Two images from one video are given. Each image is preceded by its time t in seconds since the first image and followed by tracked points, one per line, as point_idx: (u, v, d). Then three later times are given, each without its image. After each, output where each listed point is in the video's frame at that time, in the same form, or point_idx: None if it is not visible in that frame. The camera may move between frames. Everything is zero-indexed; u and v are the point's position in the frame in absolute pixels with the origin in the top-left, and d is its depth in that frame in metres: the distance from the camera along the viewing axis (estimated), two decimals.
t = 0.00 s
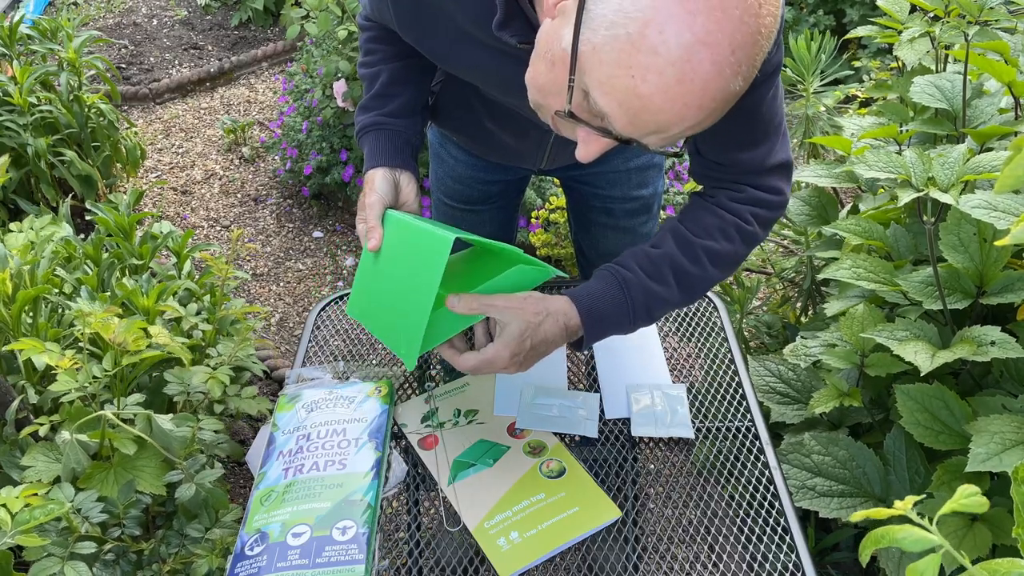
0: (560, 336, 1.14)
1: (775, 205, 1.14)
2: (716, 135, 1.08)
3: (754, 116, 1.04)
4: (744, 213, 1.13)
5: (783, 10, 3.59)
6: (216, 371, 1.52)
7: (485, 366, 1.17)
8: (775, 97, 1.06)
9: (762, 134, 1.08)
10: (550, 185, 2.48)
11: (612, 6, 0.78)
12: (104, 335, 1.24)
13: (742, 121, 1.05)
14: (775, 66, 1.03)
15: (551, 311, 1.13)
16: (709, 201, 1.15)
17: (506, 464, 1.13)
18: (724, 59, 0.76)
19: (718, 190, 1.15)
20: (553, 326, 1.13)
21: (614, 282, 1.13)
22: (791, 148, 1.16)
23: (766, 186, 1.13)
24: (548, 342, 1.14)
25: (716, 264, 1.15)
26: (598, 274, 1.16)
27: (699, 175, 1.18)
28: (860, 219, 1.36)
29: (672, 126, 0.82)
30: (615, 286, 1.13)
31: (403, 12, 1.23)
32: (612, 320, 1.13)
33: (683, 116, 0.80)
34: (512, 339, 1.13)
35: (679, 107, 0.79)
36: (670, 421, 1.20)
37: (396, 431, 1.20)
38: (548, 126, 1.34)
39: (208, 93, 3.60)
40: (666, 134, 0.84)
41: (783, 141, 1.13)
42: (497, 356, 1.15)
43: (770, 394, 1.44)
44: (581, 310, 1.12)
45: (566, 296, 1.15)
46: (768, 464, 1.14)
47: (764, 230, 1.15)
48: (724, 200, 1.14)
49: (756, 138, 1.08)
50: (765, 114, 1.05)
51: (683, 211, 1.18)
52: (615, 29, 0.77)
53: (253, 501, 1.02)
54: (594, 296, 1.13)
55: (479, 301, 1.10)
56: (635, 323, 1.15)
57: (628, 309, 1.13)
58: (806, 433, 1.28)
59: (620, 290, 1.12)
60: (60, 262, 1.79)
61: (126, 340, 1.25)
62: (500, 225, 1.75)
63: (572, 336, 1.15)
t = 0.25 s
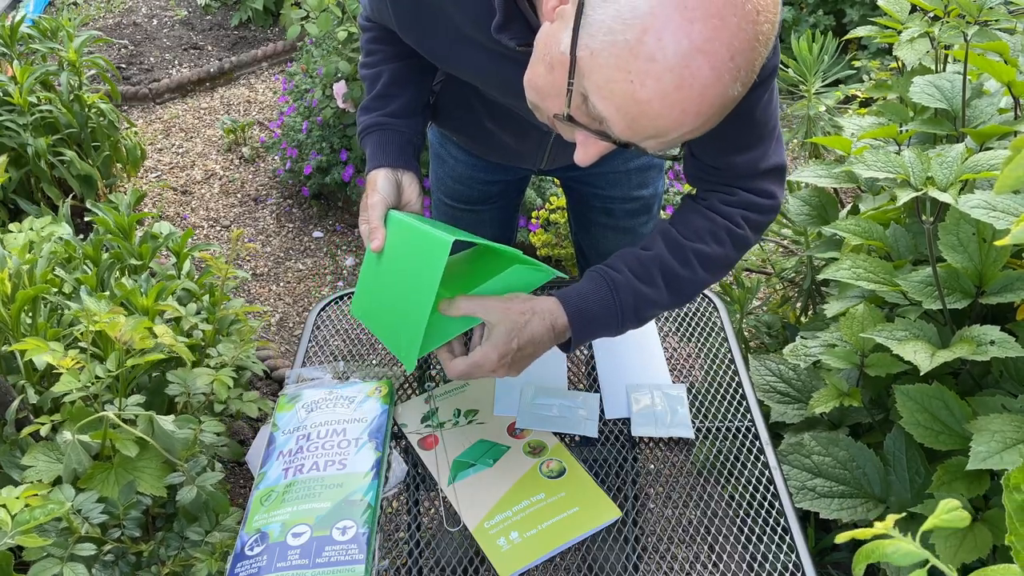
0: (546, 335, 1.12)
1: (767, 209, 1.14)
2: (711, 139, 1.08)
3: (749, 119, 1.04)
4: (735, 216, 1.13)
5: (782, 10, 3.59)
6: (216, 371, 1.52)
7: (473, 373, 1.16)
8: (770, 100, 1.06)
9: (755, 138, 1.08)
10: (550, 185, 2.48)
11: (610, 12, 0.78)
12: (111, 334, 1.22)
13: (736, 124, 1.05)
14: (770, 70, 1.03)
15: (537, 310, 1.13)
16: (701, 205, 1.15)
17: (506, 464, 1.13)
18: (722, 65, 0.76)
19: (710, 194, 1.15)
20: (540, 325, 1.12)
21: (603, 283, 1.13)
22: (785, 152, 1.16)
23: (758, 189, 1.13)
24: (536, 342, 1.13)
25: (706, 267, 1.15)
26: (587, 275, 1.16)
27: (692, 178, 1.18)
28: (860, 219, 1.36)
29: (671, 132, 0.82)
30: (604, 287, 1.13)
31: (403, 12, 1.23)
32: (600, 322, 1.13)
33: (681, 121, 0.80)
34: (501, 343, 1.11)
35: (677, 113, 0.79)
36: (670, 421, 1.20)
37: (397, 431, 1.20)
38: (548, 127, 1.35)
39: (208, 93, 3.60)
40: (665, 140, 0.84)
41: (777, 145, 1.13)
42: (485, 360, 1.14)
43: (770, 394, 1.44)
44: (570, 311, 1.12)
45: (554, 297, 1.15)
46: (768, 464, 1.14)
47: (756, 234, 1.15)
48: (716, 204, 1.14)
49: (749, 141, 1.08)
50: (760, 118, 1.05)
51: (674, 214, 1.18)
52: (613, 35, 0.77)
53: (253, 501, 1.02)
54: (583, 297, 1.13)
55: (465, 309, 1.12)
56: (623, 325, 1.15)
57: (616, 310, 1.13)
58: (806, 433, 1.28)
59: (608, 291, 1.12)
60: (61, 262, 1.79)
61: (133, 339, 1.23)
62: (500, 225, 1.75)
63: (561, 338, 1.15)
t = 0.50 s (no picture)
0: (538, 340, 1.13)
1: (760, 213, 1.14)
2: (705, 141, 1.07)
3: (744, 121, 1.04)
4: (727, 220, 1.13)
5: (782, 10, 3.59)
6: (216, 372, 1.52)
7: (466, 382, 1.14)
8: (766, 104, 1.06)
9: (749, 141, 1.08)
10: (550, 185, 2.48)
11: (607, 10, 0.78)
12: (110, 334, 1.21)
13: (731, 126, 1.05)
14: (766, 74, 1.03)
15: (528, 315, 1.13)
16: (693, 208, 1.15)
17: (506, 463, 1.13)
18: (718, 65, 0.76)
19: (703, 198, 1.15)
20: (531, 330, 1.12)
21: (592, 286, 1.13)
22: (780, 155, 1.15)
23: (751, 194, 1.13)
24: (527, 347, 1.13)
25: (696, 271, 1.15)
26: (578, 278, 1.17)
27: (685, 181, 1.18)
28: (860, 218, 1.36)
29: (666, 131, 0.82)
30: (593, 290, 1.13)
31: (403, 13, 1.23)
32: (589, 324, 1.13)
33: (676, 121, 0.80)
34: (495, 348, 1.11)
35: (672, 113, 0.79)
36: (670, 421, 1.20)
37: (396, 431, 1.20)
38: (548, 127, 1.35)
39: (208, 92, 3.60)
40: (660, 139, 0.84)
41: (771, 149, 1.13)
42: (480, 367, 1.12)
43: (770, 394, 1.44)
44: (559, 314, 1.12)
45: (544, 300, 1.15)
46: (768, 464, 1.14)
47: (748, 238, 1.15)
48: (708, 207, 1.14)
49: (743, 145, 1.08)
50: (755, 120, 1.05)
51: (667, 217, 1.19)
52: (610, 33, 0.77)
53: (253, 501, 1.02)
54: (573, 300, 1.13)
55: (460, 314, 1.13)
56: (613, 328, 1.15)
57: (605, 313, 1.13)
58: (806, 433, 1.28)
59: (597, 294, 1.13)
60: (61, 262, 1.79)
61: (132, 339, 1.22)
62: (500, 225, 1.75)
63: (550, 340, 1.15)
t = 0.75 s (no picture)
0: (534, 336, 1.12)
1: (757, 212, 1.14)
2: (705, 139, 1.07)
3: (743, 120, 1.04)
4: (725, 219, 1.13)
5: (782, 10, 3.59)
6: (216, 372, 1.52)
7: (464, 379, 1.14)
8: (765, 103, 1.06)
9: (747, 140, 1.08)
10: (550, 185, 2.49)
11: (605, 7, 0.78)
12: (112, 333, 1.21)
13: (731, 125, 1.05)
14: (766, 73, 1.03)
15: (522, 311, 1.13)
16: (691, 206, 1.15)
17: (506, 463, 1.13)
18: (716, 61, 0.76)
19: (701, 196, 1.15)
20: (526, 325, 1.12)
21: (589, 282, 1.13)
22: (778, 155, 1.16)
23: (749, 192, 1.13)
24: (523, 343, 1.12)
25: (693, 269, 1.15)
26: (575, 274, 1.16)
27: (684, 179, 1.18)
28: (860, 219, 1.36)
29: (665, 128, 0.82)
30: (590, 287, 1.13)
31: (403, 12, 1.23)
32: (586, 321, 1.13)
33: (676, 118, 0.80)
34: (490, 344, 1.10)
35: (671, 110, 0.79)
36: (670, 421, 1.20)
37: (396, 431, 1.20)
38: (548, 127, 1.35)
39: (208, 93, 3.60)
40: (661, 136, 0.84)
41: (769, 149, 1.13)
42: (476, 364, 1.12)
43: (770, 394, 1.44)
44: (556, 311, 1.12)
45: (540, 296, 1.15)
46: (768, 463, 1.14)
47: (745, 237, 1.15)
48: (706, 206, 1.14)
49: (741, 144, 1.08)
50: (754, 119, 1.05)
51: (665, 214, 1.18)
52: (608, 30, 0.78)
53: (253, 501, 1.02)
54: (570, 295, 1.13)
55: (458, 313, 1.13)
56: (609, 324, 1.15)
57: (602, 310, 1.13)
58: (806, 432, 1.28)
59: (594, 291, 1.13)
60: (61, 262, 1.79)
61: (136, 339, 1.23)
62: (500, 225, 1.75)
63: (547, 337, 1.15)
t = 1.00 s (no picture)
0: (544, 332, 1.11)
1: (761, 208, 1.14)
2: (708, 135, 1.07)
3: (743, 119, 1.05)
4: (729, 215, 1.13)
5: (782, 9, 3.59)
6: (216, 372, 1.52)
7: (473, 373, 1.13)
8: (766, 100, 1.06)
9: (750, 137, 1.08)
10: (550, 185, 2.49)
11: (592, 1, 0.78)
12: (112, 333, 1.21)
13: (731, 122, 1.05)
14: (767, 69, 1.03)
15: (534, 307, 1.11)
16: (696, 203, 1.15)
17: (506, 463, 1.13)
18: (702, 54, 0.76)
19: (704, 192, 1.15)
20: (537, 321, 1.10)
21: (597, 279, 1.12)
22: (778, 152, 1.16)
23: (752, 188, 1.13)
24: (534, 339, 1.11)
25: (699, 265, 1.14)
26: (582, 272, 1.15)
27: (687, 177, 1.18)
28: (860, 218, 1.36)
29: (653, 122, 0.82)
30: (598, 284, 1.12)
31: (402, 11, 1.23)
32: (594, 318, 1.12)
33: (663, 111, 0.80)
34: (501, 338, 1.09)
35: (658, 103, 0.78)
36: (670, 421, 1.20)
37: (396, 431, 1.20)
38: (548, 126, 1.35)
39: (208, 93, 3.60)
40: (649, 131, 0.84)
41: (771, 145, 1.13)
42: (486, 358, 1.11)
43: (770, 394, 1.44)
44: (564, 308, 1.11)
45: (550, 293, 1.13)
46: (768, 463, 1.14)
47: (749, 232, 1.15)
48: (710, 202, 1.14)
49: (744, 140, 1.08)
50: (754, 118, 1.05)
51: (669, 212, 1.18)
52: (595, 23, 0.78)
53: (253, 501, 1.02)
54: (577, 292, 1.12)
55: (464, 307, 1.11)
56: (617, 322, 1.14)
57: (610, 307, 1.12)
58: (805, 432, 1.28)
59: (602, 288, 1.11)
60: (61, 262, 1.78)
61: (135, 339, 1.23)
62: (500, 225, 1.75)
63: (556, 335, 1.13)
